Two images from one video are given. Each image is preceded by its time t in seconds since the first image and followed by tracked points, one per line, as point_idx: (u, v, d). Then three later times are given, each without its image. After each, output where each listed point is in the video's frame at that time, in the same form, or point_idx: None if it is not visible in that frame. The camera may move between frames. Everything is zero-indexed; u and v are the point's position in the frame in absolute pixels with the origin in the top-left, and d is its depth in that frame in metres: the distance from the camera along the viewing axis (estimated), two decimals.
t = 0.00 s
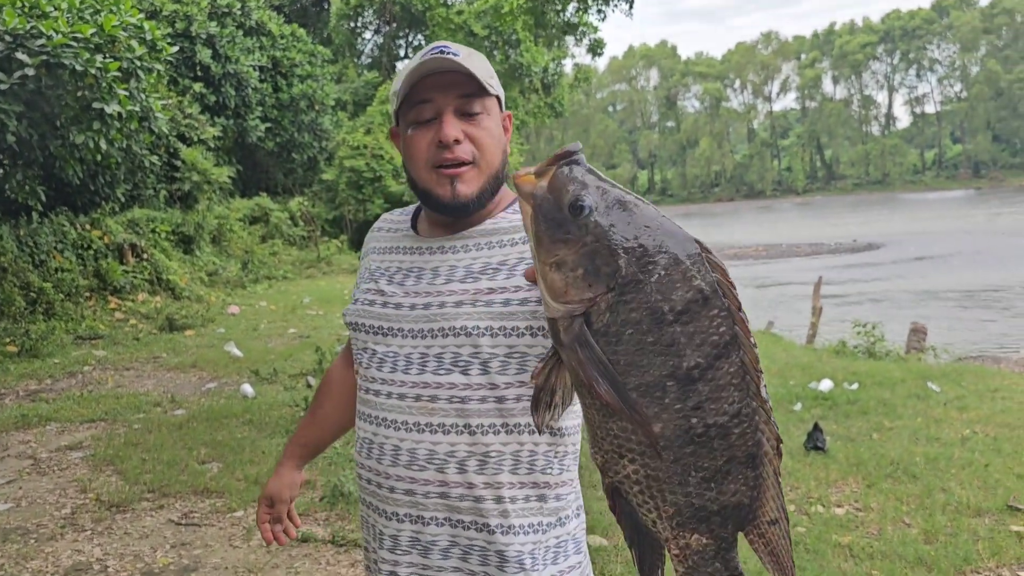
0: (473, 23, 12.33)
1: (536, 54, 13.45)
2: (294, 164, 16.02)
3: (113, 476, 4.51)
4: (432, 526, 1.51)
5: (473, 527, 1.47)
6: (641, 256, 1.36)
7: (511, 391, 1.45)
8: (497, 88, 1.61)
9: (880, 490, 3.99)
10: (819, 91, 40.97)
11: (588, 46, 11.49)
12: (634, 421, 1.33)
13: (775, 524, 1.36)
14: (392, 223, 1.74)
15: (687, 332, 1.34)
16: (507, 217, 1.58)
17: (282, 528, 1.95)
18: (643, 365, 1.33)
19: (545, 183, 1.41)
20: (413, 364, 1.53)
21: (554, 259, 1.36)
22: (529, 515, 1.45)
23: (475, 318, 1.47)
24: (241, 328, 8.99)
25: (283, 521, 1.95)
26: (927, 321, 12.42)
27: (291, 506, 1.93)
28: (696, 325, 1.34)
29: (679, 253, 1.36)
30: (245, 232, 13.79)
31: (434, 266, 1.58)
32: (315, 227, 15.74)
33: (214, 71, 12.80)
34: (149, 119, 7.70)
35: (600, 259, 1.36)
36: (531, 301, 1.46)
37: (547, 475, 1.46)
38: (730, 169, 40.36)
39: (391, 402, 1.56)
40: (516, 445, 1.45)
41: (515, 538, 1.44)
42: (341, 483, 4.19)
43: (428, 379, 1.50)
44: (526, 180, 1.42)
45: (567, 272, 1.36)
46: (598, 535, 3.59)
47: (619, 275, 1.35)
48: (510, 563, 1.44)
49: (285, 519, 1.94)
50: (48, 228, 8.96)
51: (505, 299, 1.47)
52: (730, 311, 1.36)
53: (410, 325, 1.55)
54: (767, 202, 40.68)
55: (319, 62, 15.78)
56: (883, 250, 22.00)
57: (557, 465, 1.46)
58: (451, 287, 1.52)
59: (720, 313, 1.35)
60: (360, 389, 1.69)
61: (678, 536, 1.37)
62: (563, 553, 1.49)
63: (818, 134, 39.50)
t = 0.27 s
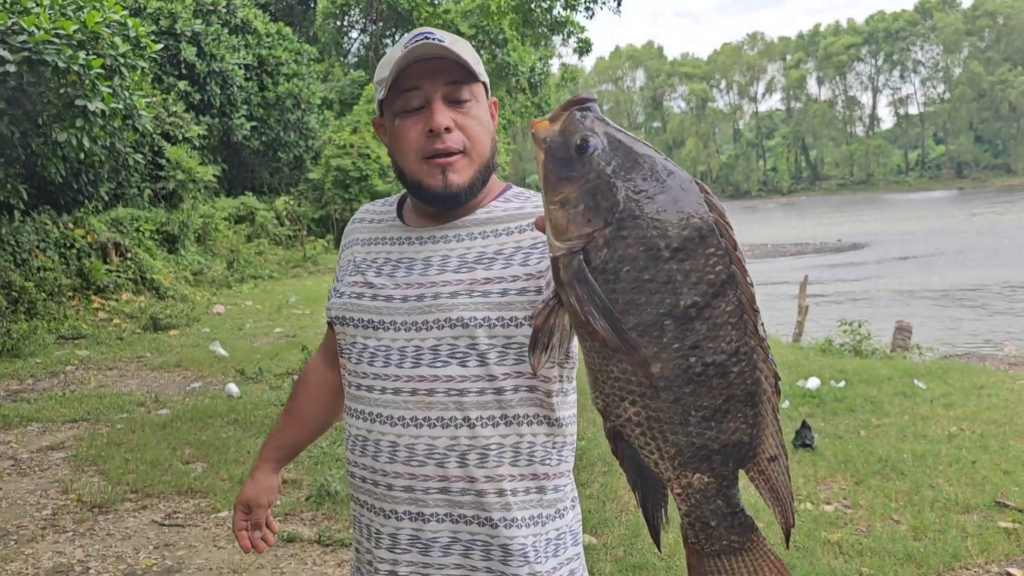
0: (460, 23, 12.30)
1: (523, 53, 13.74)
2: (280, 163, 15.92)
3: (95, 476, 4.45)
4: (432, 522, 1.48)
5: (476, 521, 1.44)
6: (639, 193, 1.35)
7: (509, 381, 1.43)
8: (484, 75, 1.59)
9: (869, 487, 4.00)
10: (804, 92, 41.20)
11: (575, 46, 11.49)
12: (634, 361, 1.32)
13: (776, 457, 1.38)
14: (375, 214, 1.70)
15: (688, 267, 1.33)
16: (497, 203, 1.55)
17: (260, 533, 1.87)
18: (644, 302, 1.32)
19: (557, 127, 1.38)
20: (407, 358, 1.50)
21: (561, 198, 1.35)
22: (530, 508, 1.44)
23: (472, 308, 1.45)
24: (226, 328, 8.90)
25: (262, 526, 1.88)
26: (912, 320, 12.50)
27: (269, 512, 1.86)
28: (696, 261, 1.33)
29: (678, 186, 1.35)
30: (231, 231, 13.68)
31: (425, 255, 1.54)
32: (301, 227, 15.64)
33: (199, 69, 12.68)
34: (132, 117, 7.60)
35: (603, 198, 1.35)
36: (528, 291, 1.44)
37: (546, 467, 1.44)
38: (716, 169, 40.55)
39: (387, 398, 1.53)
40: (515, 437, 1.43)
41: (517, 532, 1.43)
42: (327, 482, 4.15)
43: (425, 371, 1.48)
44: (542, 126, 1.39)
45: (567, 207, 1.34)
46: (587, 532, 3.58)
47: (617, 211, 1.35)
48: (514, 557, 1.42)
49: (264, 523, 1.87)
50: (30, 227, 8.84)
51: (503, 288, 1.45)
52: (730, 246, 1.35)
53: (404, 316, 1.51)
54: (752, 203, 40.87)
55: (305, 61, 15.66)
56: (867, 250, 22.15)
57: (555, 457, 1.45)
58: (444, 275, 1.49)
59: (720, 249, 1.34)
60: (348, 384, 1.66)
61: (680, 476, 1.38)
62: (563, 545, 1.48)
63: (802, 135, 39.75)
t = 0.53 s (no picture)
0: (451, 25, 12.28)
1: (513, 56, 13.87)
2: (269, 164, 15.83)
3: (79, 479, 4.39)
4: (417, 520, 1.42)
5: (462, 517, 1.39)
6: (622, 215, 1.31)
7: (490, 375, 1.38)
8: (455, 69, 1.57)
9: (860, 490, 4.00)
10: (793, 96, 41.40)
11: (566, 48, 11.48)
12: (635, 372, 1.24)
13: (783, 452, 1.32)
14: (349, 214, 1.65)
15: (677, 273, 1.29)
16: (474, 201, 1.51)
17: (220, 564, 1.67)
18: (639, 311, 1.27)
19: (535, 165, 1.35)
20: (386, 353, 1.44)
21: (551, 230, 1.30)
22: (514, 501, 1.39)
23: (453, 301, 1.40)
24: (214, 329, 8.83)
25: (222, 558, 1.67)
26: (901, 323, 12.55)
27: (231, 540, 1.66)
28: (684, 268, 1.29)
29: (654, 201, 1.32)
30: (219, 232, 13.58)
31: (402, 252, 1.49)
32: (290, 228, 15.56)
33: (187, 69, 12.59)
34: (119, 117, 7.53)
35: (589, 226, 1.30)
36: (510, 289, 1.40)
37: (529, 460, 1.40)
38: (705, 172, 40.73)
39: (366, 394, 1.46)
40: (498, 429, 1.38)
41: (504, 525, 1.38)
42: (315, 485, 4.11)
43: (405, 366, 1.42)
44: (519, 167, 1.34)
45: (557, 237, 1.29)
46: (578, 536, 3.56)
47: (605, 233, 1.31)
48: (502, 552, 1.37)
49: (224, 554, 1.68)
50: (16, 227, 8.73)
51: (484, 286, 1.40)
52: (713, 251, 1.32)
53: (384, 314, 1.45)
54: (742, 206, 41.03)
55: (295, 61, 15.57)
56: (855, 253, 22.26)
57: (537, 451, 1.41)
58: (423, 269, 1.44)
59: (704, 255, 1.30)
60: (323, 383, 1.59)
61: (691, 485, 1.30)
62: (548, 540, 1.44)
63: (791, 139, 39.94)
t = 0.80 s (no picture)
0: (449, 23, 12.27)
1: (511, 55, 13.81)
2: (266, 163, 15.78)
3: (72, 478, 4.35)
4: (375, 501, 1.43)
5: (418, 499, 1.41)
6: (645, 356, 1.13)
7: (453, 360, 1.39)
8: (411, 62, 1.56)
9: (858, 491, 3.98)
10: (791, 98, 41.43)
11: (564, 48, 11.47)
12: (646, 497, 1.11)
13: None
14: (324, 203, 1.65)
15: (697, 416, 1.13)
16: (441, 194, 1.49)
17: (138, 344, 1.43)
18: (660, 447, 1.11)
19: (556, 310, 1.12)
20: (351, 337, 1.44)
21: (579, 375, 1.10)
22: (472, 485, 1.41)
23: (416, 289, 1.39)
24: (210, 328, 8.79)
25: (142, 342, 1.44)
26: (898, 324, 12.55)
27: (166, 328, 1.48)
28: (704, 411, 1.13)
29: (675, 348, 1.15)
30: (216, 230, 13.54)
31: (370, 242, 1.47)
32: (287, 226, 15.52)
33: (185, 66, 12.54)
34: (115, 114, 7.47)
35: (617, 374, 1.11)
36: (471, 284, 1.40)
37: (488, 445, 1.42)
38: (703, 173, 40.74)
39: (329, 377, 1.46)
40: (458, 413, 1.40)
41: (461, 508, 1.40)
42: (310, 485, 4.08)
43: (368, 351, 1.41)
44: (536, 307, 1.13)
45: (583, 383, 1.10)
46: (574, 536, 3.54)
47: (634, 381, 1.11)
48: (457, 534, 1.40)
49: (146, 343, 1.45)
50: (10, 224, 8.68)
51: (448, 276, 1.40)
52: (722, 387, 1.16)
53: (348, 301, 1.45)
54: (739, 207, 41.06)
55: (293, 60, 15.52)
56: (852, 255, 22.28)
57: (498, 435, 1.43)
58: (388, 258, 1.43)
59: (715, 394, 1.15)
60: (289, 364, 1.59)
61: None
62: (508, 524, 1.45)
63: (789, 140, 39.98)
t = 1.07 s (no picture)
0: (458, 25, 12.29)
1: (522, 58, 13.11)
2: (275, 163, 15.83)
3: (83, 475, 4.39)
4: (384, 486, 1.45)
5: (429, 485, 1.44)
6: (696, 477, 1.34)
7: (463, 352, 1.44)
8: (418, 67, 1.57)
9: (868, 494, 3.98)
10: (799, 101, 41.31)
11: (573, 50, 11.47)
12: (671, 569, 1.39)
13: None
14: (333, 191, 1.64)
15: (723, 524, 1.39)
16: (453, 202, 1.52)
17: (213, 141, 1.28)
18: (690, 540, 1.37)
19: (632, 439, 1.26)
20: (362, 328, 1.41)
21: (637, 487, 1.31)
22: (478, 469, 1.47)
23: (434, 287, 1.40)
24: (219, 327, 8.83)
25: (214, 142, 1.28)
26: (907, 329, 12.50)
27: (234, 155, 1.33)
28: (729, 519, 1.40)
29: (709, 461, 1.37)
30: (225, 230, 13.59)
31: (383, 237, 1.46)
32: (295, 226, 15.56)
33: (195, 66, 12.58)
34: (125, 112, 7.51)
35: (672, 489, 1.32)
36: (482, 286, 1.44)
37: (488, 430, 1.49)
38: (710, 176, 40.69)
39: (338, 366, 1.43)
40: (468, 402, 1.45)
41: (466, 490, 1.46)
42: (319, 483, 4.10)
43: (382, 344, 1.40)
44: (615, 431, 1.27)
45: (640, 491, 1.31)
46: (584, 537, 3.55)
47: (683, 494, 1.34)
48: (465, 515, 1.46)
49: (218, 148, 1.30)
50: (21, 222, 8.74)
51: (466, 277, 1.43)
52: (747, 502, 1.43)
53: (360, 292, 1.42)
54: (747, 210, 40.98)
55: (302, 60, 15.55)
56: (861, 259, 22.20)
57: (498, 423, 1.51)
58: (404, 255, 1.43)
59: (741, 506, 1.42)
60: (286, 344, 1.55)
61: None
62: (505, 504, 1.54)
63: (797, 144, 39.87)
